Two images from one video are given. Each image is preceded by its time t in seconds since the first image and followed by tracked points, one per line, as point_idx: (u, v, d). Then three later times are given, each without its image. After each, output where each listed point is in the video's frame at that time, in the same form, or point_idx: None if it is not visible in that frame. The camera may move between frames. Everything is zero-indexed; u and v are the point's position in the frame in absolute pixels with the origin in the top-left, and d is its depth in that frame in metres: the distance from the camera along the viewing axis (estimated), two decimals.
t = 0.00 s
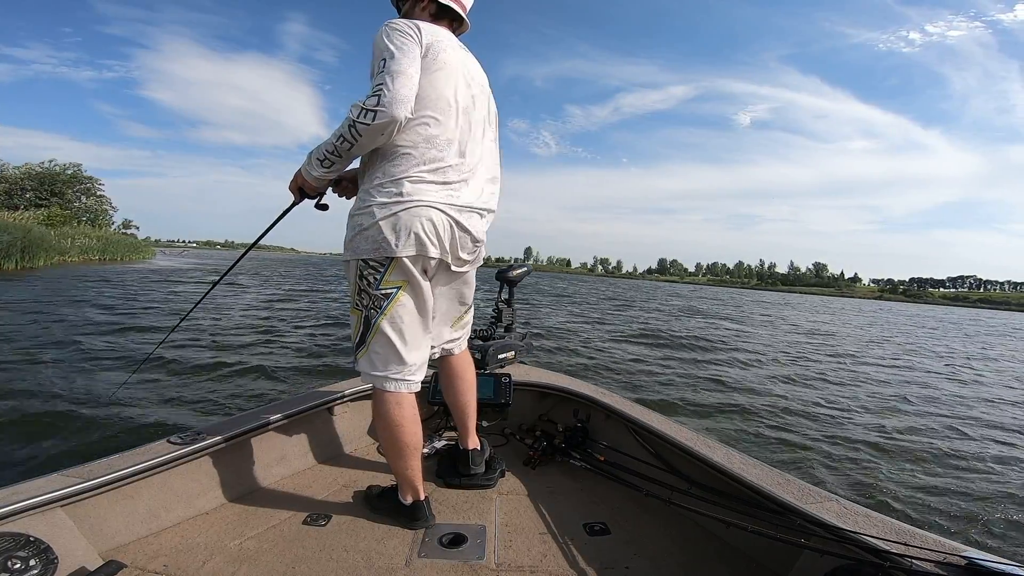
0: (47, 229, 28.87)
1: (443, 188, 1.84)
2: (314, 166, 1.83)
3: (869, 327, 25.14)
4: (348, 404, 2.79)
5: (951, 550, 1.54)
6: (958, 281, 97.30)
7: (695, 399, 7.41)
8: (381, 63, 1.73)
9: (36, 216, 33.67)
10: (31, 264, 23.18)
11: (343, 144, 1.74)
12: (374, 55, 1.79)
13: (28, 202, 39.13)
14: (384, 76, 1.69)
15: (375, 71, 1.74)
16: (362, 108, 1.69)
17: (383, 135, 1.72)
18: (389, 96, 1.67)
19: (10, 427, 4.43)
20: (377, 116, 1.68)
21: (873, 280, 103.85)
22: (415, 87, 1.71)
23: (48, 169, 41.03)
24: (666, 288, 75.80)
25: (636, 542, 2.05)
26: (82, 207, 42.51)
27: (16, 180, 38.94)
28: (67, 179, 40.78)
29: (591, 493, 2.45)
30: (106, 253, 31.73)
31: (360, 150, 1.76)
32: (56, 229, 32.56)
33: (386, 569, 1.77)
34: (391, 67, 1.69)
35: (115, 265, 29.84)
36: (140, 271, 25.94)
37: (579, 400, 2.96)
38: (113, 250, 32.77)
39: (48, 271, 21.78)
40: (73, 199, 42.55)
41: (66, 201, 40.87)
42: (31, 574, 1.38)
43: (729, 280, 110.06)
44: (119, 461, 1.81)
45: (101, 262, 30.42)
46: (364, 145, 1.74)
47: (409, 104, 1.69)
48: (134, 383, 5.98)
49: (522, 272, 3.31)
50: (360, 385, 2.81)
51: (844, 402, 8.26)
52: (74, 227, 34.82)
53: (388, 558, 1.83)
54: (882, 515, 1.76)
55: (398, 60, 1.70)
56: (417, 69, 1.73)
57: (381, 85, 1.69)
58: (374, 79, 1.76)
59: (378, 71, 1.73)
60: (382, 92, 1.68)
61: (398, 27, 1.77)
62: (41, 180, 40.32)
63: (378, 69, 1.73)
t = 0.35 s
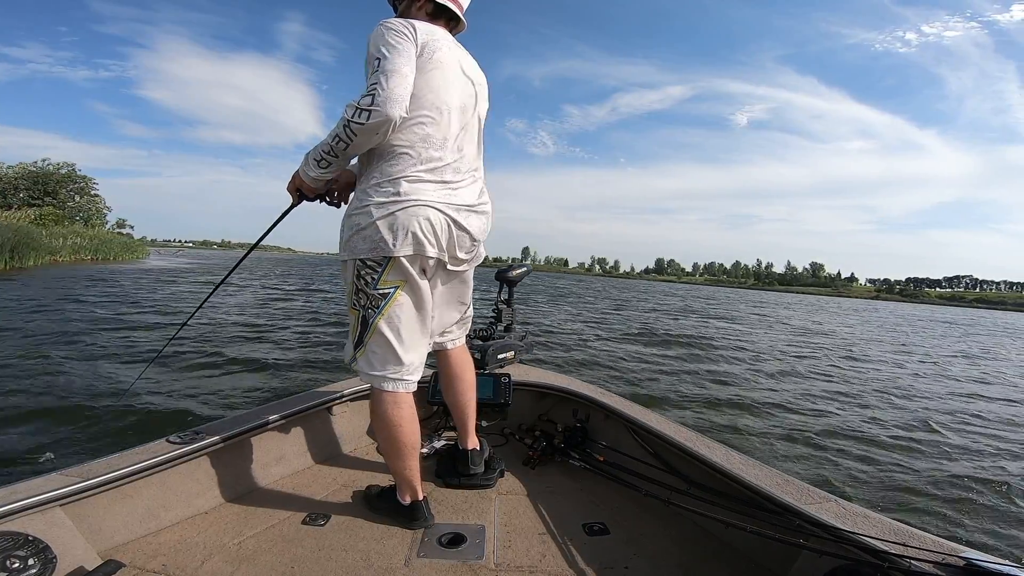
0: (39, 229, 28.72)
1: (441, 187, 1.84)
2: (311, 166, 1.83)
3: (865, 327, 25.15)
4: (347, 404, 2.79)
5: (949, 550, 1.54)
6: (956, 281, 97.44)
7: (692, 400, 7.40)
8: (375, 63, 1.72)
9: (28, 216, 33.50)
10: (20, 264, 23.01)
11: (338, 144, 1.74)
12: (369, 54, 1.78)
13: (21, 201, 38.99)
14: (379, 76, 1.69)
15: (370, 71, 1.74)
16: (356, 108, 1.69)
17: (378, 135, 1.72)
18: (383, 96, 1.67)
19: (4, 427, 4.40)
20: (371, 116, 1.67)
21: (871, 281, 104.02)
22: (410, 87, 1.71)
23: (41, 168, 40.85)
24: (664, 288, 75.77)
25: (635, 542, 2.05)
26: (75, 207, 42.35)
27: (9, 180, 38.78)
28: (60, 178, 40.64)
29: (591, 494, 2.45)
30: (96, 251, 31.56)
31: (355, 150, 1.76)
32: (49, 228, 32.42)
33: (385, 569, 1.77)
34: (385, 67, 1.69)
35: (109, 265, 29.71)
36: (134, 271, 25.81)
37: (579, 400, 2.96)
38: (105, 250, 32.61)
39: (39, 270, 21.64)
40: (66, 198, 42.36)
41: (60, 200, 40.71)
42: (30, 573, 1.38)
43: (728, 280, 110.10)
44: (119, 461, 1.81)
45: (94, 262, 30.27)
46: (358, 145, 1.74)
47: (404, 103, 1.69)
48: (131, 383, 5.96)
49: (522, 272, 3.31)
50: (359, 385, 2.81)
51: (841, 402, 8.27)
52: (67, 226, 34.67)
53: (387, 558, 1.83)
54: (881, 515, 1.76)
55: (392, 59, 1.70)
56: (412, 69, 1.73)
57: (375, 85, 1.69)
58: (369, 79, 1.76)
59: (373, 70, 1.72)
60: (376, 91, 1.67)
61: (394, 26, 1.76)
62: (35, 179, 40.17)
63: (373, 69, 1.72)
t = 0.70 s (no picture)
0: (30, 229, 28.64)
1: (461, 188, 1.90)
2: (325, 167, 1.83)
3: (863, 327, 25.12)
4: (348, 404, 2.79)
5: (950, 550, 1.54)
6: (955, 281, 97.44)
7: (690, 400, 7.39)
8: (397, 67, 1.71)
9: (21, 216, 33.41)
10: (9, 263, 22.91)
11: (356, 150, 1.75)
12: (390, 57, 1.77)
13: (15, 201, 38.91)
14: (401, 83, 1.68)
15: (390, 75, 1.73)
16: (377, 115, 1.70)
17: (395, 143, 1.73)
18: (404, 105, 1.68)
19: None
20: (392, 125, 1.69)
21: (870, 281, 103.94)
22: (432, 95, 1.73)
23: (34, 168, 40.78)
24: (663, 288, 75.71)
25: (635, 543, 2.05)
26: (69, 207, 42.25)
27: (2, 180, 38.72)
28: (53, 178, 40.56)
29: (590, 494, 2.45)
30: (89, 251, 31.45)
31: (373, 156, 1.77)
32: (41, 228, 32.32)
33: (385, 569, 1.77)
34: (408, 74, 1.69)
35: (100, 265, 29.62)
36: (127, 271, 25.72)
37: (578, 400, 2.96)
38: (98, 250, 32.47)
39: (28, 271, 21.57)
40: (61, 198, 42.25)
41: (54, 200, 40.62)
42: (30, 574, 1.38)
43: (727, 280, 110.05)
44: (118, 461, 1.81)
45: (88, 262, 30.20)
46: (376, 152, 1.75)
47: (424, 112, 1.71)
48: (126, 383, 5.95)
49: (522, 272, 3.31)
50: (359, 385, 2.81)
51: (839, 402, 8.26)
52: (61, 226, 34.56)
53: (387, 558, 1.83)
54: (881, 515, 1.76)
55: (414, 66, 1.69)
56: (435, 75, 1.73)
57: (396, 92, 1.69)
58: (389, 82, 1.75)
59: (394, 75, 1.71)
60: (399, 100, 1.68)
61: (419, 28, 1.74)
62: (27, 179, 40.08)
63: (394, 73, 1.71)
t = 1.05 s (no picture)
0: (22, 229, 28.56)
1: (473, 190, 1.94)
2: (346, 169, 1.82)
3: (858, 326, 25.17)
4: (348, 404, 2.78)
5: (951, 549, 1.55)
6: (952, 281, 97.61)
7: (688, 399, 7.40)
8: (430, 75, 1.70)
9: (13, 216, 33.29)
10: None
11: (384, 156, 1.75)
12: (420, 61, 1.75)
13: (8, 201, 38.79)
14: (435, 93, 1.69)
15: (422, 81, 1.72)
16: (410, 124, 1.70)
17: (427, 152, 1.76)
18: (439, 116, 1.70)
19: None
20: (425, 136, 1.71)
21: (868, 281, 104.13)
22: (462, 106, 1.75)
23: (26, 168, 40.74)
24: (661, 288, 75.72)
25: (636, 542, 2.05)
26: (62, 206, 42.12)
27: None
28: (45, 178, 40.47)
29: (590, 494, 2.45)
30: (80, 251, 31.35)
31: (401, 163, 1.78)
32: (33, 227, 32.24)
33: (385, 569, 1.77)
34: (443, 84, 1.69)
35: (93, 265, 29.49)
36: (121, 271, 25.63)
37: (579, 400, 2.96)
38: (89, 250, 32.48)
39: (19, 271, 21.49)
40: (53, 197, 42.07)
41: (46, 199, 40.48)
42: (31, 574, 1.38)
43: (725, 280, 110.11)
44: (119, 461, 1.81)
45: (81, 262, 30.08)
46: (405, 159, 1.76)
47: (456, 124, 1.74)
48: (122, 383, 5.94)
49: (522, 272, 3.31)
50: (360, 385, 2.81)
51: (835, 402, 8.28)
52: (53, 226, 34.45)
53: (388, 558, 1.83)
54: (882, 515, 1.76)
55: (449, 77, 1.70)
56: (466, 87, 1.75)
57: (430, 101, 1.70)
58: (418, 87, 1.74)
59: (426, 82, 1.71)
60: (433, 110, 1.69)
61: (452, 35, 1.73)
62: (20, 179, 40.02)
63: (427, 80, 1.70)
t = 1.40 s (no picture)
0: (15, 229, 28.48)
1: (473, 189, 1.94)
2: (345, 170, 1.82)
3: (856, 326, 25.19)
4: (348, 404, 2.78)
5: (951, 550, 1.55)
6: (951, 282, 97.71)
7: (686, 399, 7.41)
8: (430, 75, 1.70)
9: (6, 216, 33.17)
10: None
11: (384, 157, 1.75)
12: (419, 61, 1.75)
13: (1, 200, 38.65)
14: (435, 93, 1.69)
15: (422, 82, 1.72)
16: (410, 125, 1.70)
17: (427, 152, 1.76)
18: (439, 116, 1.70)
19: None
20: (426, 136, 1.71)
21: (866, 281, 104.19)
22: (463, 106, 1.75)
23: (20, 167, 40.63)
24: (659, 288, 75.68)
25: (636, 542, 2.05)
26: (56, 206, 41.95)
27: None
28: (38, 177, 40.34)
29: (590, 494, 2.45)
30: (73, 251, 31.23)
31: (402, 164, 1.78)
32: (26, 227, 32.10)
33: (385, 569, 1.77)
34: (443, 85, 1.69)
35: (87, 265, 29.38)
36: (115, 271, 25.54)
37: (579, 400, 2.97)
38: (82, 250, 32.37)
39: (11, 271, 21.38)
40: (47, 196, 41.91)
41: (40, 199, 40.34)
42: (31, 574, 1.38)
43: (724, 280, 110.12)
44: (119, 461, 1.80)
45: (75, 262, 29.97)
46: (404, 160, 1.76)
47: (456, 125, 1.74)
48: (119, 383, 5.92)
49: (522, 273, 3.31)
50: (359, 385, 2.81)
51: (833, 401, 8.29)
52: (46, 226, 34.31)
53: (388, 558, 1.83)
54: (881, 515, 1.76)
55: (449, 78, 1.70)
56: (465, 87, 1.75)
57: (430, 102, 1.70)
58: (418, 87, 1.74)
59: (426, 83, 1.70)
60: (434, 111, 1.69)
61: (451, 35, 1.73)
62: (14, 179, 39.90)
63: (427, 81, 1.70)
